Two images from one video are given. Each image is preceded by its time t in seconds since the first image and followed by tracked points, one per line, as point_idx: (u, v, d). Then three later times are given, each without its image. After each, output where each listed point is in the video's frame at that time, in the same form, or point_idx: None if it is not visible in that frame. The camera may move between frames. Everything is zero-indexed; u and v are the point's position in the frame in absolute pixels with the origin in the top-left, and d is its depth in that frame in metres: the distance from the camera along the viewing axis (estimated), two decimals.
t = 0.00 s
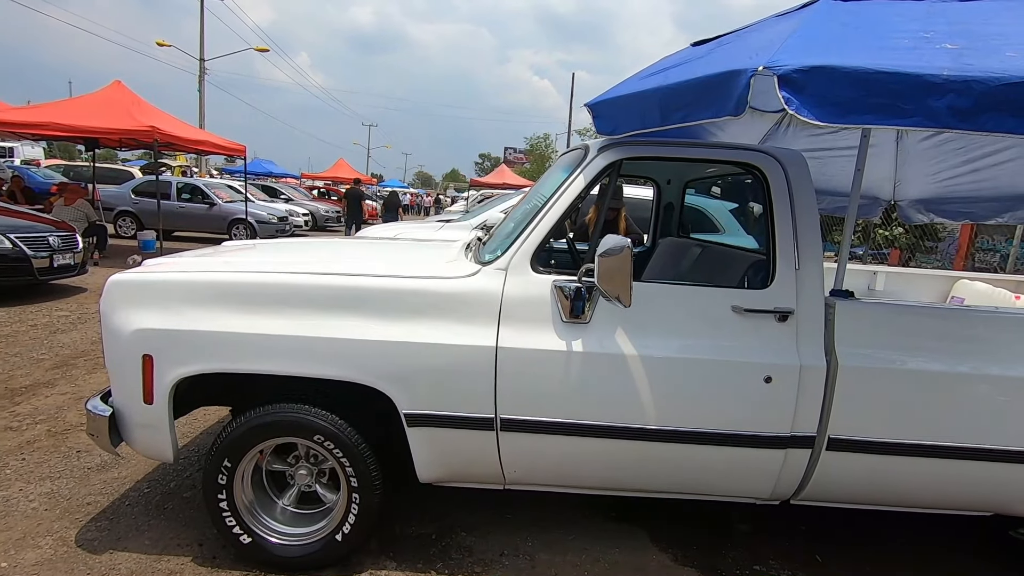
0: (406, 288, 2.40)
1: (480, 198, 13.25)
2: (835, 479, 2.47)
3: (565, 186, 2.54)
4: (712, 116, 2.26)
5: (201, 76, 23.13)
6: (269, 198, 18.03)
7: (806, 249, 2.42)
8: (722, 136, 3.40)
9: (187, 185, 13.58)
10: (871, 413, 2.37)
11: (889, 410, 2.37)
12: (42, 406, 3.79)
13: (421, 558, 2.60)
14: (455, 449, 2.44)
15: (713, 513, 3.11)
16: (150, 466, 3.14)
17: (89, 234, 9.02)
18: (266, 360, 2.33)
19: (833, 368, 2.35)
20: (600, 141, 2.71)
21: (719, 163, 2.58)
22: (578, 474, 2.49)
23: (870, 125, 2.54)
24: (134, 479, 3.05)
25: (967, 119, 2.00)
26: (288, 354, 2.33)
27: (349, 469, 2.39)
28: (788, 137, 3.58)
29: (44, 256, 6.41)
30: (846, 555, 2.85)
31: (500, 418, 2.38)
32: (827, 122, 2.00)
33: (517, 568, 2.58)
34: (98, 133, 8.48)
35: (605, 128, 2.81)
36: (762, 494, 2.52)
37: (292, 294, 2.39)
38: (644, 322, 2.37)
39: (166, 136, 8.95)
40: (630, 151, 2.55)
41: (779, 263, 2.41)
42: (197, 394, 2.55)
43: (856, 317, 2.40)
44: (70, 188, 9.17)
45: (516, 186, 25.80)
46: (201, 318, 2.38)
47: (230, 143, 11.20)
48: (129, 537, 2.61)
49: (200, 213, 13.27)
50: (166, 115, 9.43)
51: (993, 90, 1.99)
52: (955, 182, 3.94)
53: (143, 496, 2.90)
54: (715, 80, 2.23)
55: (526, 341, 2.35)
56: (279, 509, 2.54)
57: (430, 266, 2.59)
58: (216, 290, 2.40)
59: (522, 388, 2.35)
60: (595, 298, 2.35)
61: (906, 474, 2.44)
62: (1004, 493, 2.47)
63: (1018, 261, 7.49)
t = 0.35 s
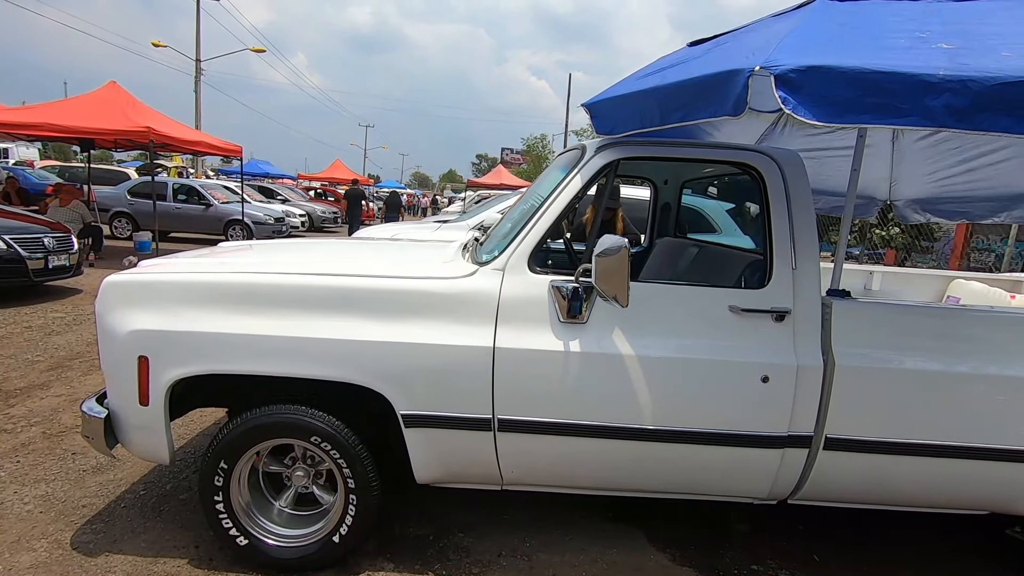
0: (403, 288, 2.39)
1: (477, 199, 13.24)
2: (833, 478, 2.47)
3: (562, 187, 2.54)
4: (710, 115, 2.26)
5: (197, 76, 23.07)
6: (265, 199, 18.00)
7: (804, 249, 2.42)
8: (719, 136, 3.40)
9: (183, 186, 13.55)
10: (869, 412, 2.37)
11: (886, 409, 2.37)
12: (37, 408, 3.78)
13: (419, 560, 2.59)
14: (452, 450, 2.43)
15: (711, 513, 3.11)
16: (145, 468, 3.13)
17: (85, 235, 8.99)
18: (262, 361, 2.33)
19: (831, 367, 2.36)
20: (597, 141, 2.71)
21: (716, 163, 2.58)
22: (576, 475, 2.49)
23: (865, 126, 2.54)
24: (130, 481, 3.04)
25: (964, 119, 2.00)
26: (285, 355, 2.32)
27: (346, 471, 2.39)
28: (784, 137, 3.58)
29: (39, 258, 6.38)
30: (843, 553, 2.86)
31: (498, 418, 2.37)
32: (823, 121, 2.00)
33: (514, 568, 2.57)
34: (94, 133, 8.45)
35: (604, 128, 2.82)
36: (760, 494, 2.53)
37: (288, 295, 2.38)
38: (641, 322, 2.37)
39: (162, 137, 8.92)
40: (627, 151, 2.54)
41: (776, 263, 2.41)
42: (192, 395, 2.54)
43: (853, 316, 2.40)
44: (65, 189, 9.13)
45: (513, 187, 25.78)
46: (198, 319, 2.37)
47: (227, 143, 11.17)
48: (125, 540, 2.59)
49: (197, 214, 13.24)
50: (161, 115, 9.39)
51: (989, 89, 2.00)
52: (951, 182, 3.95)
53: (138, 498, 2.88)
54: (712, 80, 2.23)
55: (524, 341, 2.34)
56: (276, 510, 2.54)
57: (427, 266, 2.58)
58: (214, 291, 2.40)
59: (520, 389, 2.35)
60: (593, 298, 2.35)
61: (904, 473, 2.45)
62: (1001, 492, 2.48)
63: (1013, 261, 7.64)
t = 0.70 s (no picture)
0: (401, 290, 2.38)
1: (476, 200, 13.25)
2: (833, 478, 2.47)
3: (560, 189, 2.54)
4: (709, 115, 2.26)
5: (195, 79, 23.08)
6: (264, 201, 17.99)
7: (803, 249, 2.42)
8: (717, 136, 3.40)
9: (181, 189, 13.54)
10: (869, 412, 2.37)
11: (886, 409, 2.37)
12: (35, 413, 3.77)
13: (418, 562, 2.59)
14: (451, 452, 2.43)
15: (710, 514, 3.11)
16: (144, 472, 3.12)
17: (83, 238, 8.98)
18: (260, 364, 2.32)
19: (830, 367, 2.35)
20: (596, 141, 2.71)
21: (714, 164, 2.58)
22: (576, 476, 2.48)
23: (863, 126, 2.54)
24: (129, 485, 3.03)
25: (963, 118, 2.00)
26: (283, 357, 2.31)
27: (345, 474, 2.38)
28: (783, 137, 3.58)
29: (37, 261, 6.37)
30: (843, 554, 2.85)
31: (497, 420, 2.37)
32: (821, 121, 2.00)
33: (514, 571, 2.57)
34: (92, 137, 8.44)
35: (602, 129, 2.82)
36: (760, 495, 2.52)
37: (286, 297, 2.38)
38: (640, 323, 2.36)
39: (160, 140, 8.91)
40: (625, 152, 2.54)
41: (775, 263, 2.41)
42: (190, 399, 2.53)
43: (852, 316, 2.40)
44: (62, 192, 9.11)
45: (512, 188, 25.82)
46: (196, 322, 2.36)
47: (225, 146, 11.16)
48: (123, 544, 2.58)
49: (195, 217, 13.23)
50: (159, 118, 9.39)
51: (988, 87, 2.00)
52: (949, 181, 3.94)
53: (137, 503, 2.88)
54: (710, 80, 2.23)
55: (522, 343, 2.34)
56: (275, 514, 2.53)
57: (425, 268, 2.58)
58: (212, 294, 2.39)
59: (519, 390, 2.34)
60: (592, 299, 2.35)
61: (904, 473, 2.44)
62: (1001, 491, 2.47)
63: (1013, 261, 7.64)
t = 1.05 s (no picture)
0: (398, 292, 2.38)
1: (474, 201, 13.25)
2: (832, 478, 2.46)
3: (557, 190, 2.53)
4: (705, 115, 2.26)
5: (192, 82, 23.08)
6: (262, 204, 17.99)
7: (800, 249, 2.42)
8: (714, 136, 3.40)
9: (179, 193, 13.53)
10: (867, 411, 2.37)
11: (884, 408, 2.37)
12: (33, 418, 3.76)
13: (418, 565, 2.58)
14: (450, 455, 2.42)
15: (710, 514, 3.10)
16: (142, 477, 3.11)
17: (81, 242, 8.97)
18: (258, 368, 2.31)
19: (828, 366, 2.35)
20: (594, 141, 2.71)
21: (711, 164, 2.58)
22: (574, 478, 2.48)
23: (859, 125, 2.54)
24: (127, 490, 3.02)
25: (959, 117, 2.00)
26: (281, 361, 2.31)
27: (344, 477, 2.38)
28: (780, 136, 3.58)
29: (34, 266, 6.36)
30: (844, 553, 2.85)
31: (495, 422, 2.36)
32: (817, 120, 2.00)
33: (513, 573, 2.56)
34: (88, 141, 8.43)
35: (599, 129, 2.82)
36: (759, 495, 2.52)
37: (283, 300, 2.37)
38: (637, 324, 2.36)
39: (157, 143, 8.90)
40: (621, 152, 2.53)
41: (772, 263, 2.41)
42: (187, 403, 2.53)
43: (850, 315, 2.40)
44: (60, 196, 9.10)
45: (510, 188, 25.83)
46: (193, 327, 2.35)
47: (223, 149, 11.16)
48: (121, 550, 2.58)
49: (193, 220, 13.22)
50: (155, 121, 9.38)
51: (983, 86, 1.99)
52: (945, 180, 3.95)
53: (135, 508, 2.87)
54: (706, 80, 2.23)
55: (520, 344, 2.34)
56: (274, 518, 2.52)
57: (422, 270, 2.57)
58: (209, 298, 2.38)
59: (517, 392, 2.34)
60: (590, 300, 2.34)
61: (903, 471, 2.44)
62: (1001, 489, 2.47)
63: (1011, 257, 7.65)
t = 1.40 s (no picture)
0: (394, 293, 2.38)
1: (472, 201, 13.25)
2: (830, 474, 2.46)
3: (553, 189, 2.52)
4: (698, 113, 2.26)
5: (188, 83, 23.05)
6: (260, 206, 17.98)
7: (796, 245, 2.42)
8: (710, 134, 3.40)
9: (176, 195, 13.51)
10: (865, 408, 2.37)
11: (882, 405, 2.37)
12: (31, 422, 3.75)
13: (417, 566, 2.58)
14: (448, 455, 2.42)
15: (711, 512, 3.10)
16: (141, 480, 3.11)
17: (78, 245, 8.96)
18: (254, 370, 2.31)
19: (825, 363, 2.35)
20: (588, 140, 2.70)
21: (707, 161, 2.57)
22: (573, 477, 2.47)
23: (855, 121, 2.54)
24: (126, 494, 3.02)
25: (952, 113, 2.00)
26: (277, 363, 2.30)
27: (342, 479, 2.37)
28: (776, 134, 3.58)
29: (31, 270, 6.36)
30: (843, 550, 2.85)
31: (493, 422, 2.36)
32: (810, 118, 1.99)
33: (513, 573, 2.56)
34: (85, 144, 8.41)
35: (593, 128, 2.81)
36: (758, 492, 2.52)
37: (279, 302, 2.37)
38: (634, 323, 2.36)
39: (154, 146, 8.89)
40: (616, 151, 2.53)
41: (769, 260, 2.41)
42: (184, 406, 2.52)
43: (847, 312, 2.39)
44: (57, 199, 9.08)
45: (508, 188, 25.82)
46: (188, 330, 2.35)
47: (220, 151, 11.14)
48: (120, 553, 2.57)
49: (191, 222, 13.21)
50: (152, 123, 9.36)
51: (977, 82, 1.99)
52: (940, 176, 3.97)
53: (134, 512, 2.87)
54: (699, 79, 2.22)
55: (517, 344, 2.33)
56: (272, 520, 2.52)
57: (419, 270, 2.57)
58: (204, 301, 2.38)
59: (515, 392, 2.33)
60: (587, 299, 2.34)
61: (901, 468, 2.44)
62: (999, 484, 2.47)
63: (1009, 252, 7.67)
